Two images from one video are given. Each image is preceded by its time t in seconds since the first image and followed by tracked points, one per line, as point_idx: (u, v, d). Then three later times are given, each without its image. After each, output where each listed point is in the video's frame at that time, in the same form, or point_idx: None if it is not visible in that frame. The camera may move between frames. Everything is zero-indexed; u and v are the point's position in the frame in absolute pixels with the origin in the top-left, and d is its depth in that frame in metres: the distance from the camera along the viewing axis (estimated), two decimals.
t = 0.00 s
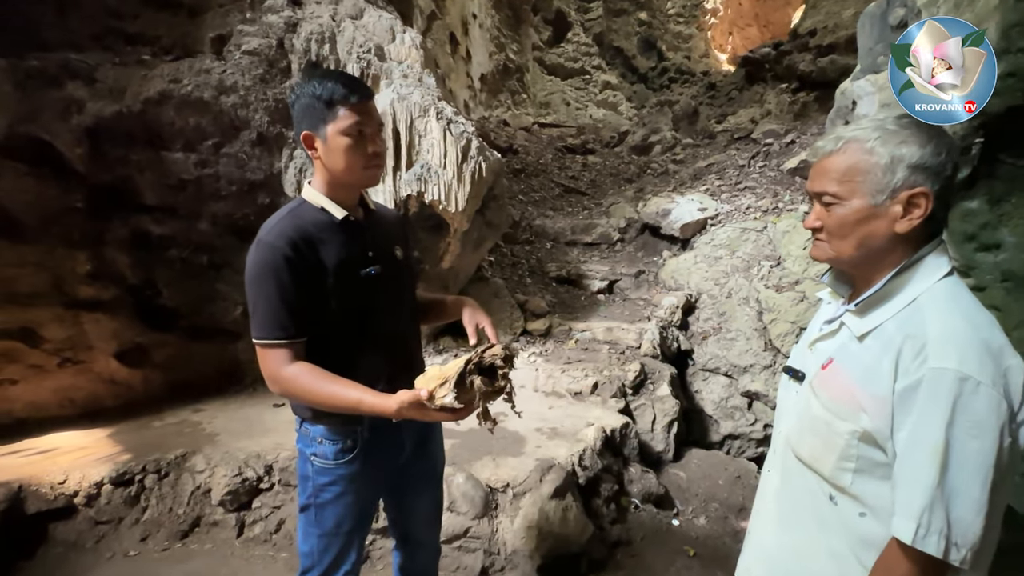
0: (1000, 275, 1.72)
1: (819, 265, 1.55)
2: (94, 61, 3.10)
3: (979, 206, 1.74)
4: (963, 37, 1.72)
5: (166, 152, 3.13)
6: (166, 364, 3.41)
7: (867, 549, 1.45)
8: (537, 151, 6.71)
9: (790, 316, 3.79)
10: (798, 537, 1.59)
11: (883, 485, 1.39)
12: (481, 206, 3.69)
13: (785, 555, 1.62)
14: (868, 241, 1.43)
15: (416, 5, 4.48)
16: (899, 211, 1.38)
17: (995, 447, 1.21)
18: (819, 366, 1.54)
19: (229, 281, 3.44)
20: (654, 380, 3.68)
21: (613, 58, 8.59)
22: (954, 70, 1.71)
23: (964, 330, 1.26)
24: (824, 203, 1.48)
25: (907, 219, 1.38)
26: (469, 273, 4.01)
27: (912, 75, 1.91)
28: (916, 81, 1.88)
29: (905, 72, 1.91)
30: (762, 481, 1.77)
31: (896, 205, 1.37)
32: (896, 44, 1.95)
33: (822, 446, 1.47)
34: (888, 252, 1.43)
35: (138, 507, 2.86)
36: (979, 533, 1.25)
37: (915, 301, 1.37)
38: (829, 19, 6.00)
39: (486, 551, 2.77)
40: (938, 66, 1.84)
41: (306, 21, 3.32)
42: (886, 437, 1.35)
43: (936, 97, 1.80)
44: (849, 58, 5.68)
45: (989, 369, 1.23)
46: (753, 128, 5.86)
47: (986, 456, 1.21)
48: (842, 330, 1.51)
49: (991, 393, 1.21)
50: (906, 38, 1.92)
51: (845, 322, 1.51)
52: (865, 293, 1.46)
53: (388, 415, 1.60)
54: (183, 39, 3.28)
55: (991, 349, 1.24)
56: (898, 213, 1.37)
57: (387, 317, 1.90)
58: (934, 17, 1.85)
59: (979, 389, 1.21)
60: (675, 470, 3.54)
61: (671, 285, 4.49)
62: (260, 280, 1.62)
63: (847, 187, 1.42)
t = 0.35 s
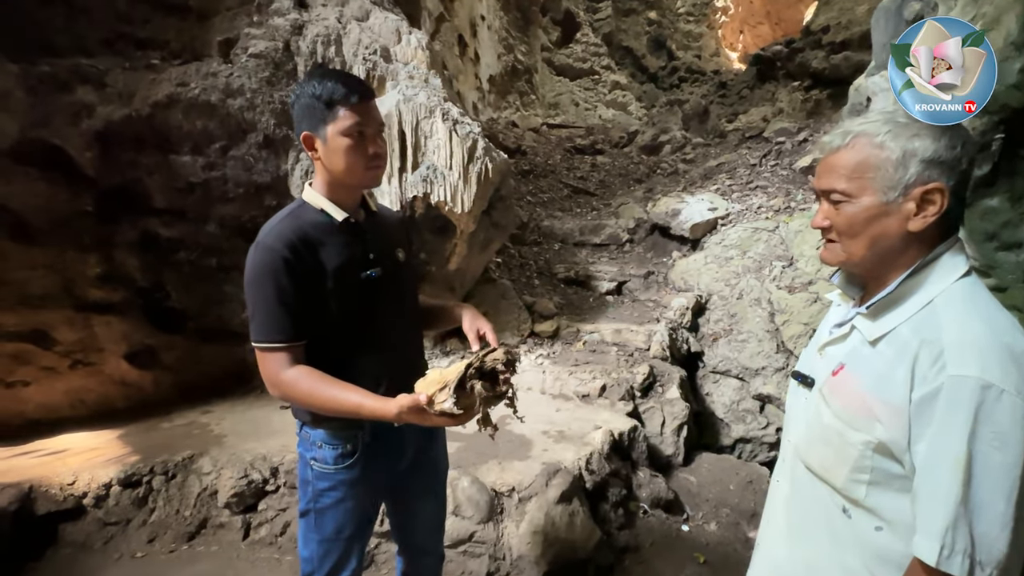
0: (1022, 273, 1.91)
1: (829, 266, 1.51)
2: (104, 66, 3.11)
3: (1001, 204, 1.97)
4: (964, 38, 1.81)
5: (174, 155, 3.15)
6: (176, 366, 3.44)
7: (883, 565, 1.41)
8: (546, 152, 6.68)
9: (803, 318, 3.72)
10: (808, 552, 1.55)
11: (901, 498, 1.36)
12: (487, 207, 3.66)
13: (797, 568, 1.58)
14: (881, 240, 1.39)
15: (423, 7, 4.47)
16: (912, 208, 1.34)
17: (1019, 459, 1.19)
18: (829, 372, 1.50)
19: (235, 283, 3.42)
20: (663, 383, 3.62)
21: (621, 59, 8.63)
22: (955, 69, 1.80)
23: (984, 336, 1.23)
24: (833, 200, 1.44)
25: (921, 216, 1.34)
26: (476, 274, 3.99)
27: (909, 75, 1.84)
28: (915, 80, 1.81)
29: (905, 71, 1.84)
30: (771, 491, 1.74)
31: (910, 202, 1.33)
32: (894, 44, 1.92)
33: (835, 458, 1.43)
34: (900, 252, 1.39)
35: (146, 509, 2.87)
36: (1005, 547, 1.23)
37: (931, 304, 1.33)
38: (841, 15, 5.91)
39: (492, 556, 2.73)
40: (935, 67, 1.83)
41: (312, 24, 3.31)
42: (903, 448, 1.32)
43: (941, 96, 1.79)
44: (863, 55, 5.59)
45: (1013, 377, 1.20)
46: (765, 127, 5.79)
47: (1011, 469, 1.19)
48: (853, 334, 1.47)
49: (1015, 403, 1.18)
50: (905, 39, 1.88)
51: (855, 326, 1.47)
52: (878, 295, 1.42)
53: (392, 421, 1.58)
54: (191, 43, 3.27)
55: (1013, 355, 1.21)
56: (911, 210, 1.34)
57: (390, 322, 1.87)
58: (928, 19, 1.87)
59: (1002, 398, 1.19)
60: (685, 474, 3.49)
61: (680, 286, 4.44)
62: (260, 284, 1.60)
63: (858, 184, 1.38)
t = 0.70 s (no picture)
0: None
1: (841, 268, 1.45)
2: (126, 73, 3.17)
3: None
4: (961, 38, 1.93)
5: (192, 160, 3.22)
6: (195, 366, 3.52)
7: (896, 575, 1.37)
8: (559, 153, 6.68)
9: (822, 320, 3.64)
10: (820, 561, 1.51)
11: (915, 508, 1.32)
12: (499, 209, 3.67)
13: None
14: (895, 241, 1.33)
15: (438, 12, 4.53)
16: (928, 207, 1.28)
17: None
18: (840, 377, 1.43)
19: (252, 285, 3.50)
20: (677, 386, 3.58)
21: (637, 59, 8.56)
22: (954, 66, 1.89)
23: (1004, 341, 1.17)
24: (845, 200, 1.38)
25: (938, 216, 1.27)
26: (489, 276, 4.01)
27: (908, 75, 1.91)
28: (915, 78, 1.89)
29: (905, 71, 1.91)
30: (781, 497, 1.69)
31: (925, 201, 1.27)
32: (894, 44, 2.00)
33: (847, 465, 1.38)
34: (916, 253, 1.34)
35: (164, 506, 2.94)
36: None
37: (947, 307, 1.27)
38: (863, 11, 5.87)
39: (502, 558, 2.74)
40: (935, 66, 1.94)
41: (326, 29, 3.36)
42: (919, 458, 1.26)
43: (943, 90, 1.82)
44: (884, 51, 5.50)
45: None
46: (783, 125, 5.73)
47: None
48: (865, 338, 1.41)
49: None
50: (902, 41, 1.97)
51: (868, 329, 1.41)
52: (891, 297, 1.36)
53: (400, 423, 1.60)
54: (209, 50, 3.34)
55: None
56: (927, 209, 1.27)
57: (396, 324, 1.87)
58: (928, 20, 2.01)
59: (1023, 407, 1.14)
60: (700, 478, 3.45)
61: (696, 287, 4.40)
62: (268, 289, 1.62)
63: (871, 182, 1.32)
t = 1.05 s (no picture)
0: None
1: (827, 270, 1.43)
2: (149, 83, 3.31)
3: None
4: (961, 38, 2.21)
5: (211, 165, 3.35)
6: (214, 365, 3.66)
7: None
8: (573, 155, 6.68)
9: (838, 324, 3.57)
10: (806, 561, 1.48)
11: (898, 509, 1.29)
12: (509, 212, 3.70)
13: None
14: (878, 244, 1.31)
15: (452, 17, 4.62)
16: (909, 209, 1.26)
17: (1017, 470, 1.11)
18: (828, 378, 1.42)
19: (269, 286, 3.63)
20: (688, 388, 3.57)
21: (654, 59, 8.48)
22: (957, 68, 2.18)
23: (982, 340, 1.14)
24: (828, 202, 1.37)
25: (919, 217, 1.26)
26: (500, 278, 4.05)
27: (913, 75, 2.16)
28: (916, 81, 2.13)
29: (907, 72, 2.16)
30: (772, 498, 1.66)
31: (906, 203, 1.26)
32: (896, 46, 2.25)
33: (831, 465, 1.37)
34: (900, 255, 1.32)
35: (183, 500, 3.05)
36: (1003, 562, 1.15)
37: (931, 309, 1.25)
38: (886, 6, 5.68)
39: (507, 557, 2.74)
40: (937, 67, 2.18)
41: (339, 37, 3.44)
42: (899, 457, 1.24)
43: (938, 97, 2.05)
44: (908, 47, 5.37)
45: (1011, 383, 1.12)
46: (802, 124, 5.66)
47: (1008, 480, 1.11)
48: (853, 338, 1.39)
49: (1012, 411, 1.10)
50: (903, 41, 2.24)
51: (856, 329, 1.39)
52: (876, 299, 1.35)
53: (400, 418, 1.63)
54: (228, 58, 3.46)
55: (1013, 360, 1.13)
56: (908, 211, 1.26)
57: (397, 326, 1.90)
58: (928, 21, 2.28)
59: (999, 406, 1.11)
60: (710, 482, 3.44)
61: (709, 289, 4.35)
62: (276, 290, 1.65)
63: (852, 184, 1.31)
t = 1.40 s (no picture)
0: None
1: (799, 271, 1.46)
2: (168, 91, 3.45)
3: None
4: (961, 38, 2.75)
5: (227, 170, 3.49)
6: (230, 364, 3.81)
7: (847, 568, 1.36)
8: (584, 158, 6.75)
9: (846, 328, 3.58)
10: (780, 552, 1.50)
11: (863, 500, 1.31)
12: (517, 214, 3.78)
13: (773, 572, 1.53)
14: (844, 246, 1.34)
15: (465, 21, 4.93)
16: (872, 212, 1.29)
17: (967, 462, 1.12)
18: (799, 375, 1.46)
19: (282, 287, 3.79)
20: (692, 389, 3.61)
21: (666, 60, 8.51)
22: (960, 64, 2.76)
23: (933, 337, 1.18)
24: (797, 206, 1.39)
25: (881, 220, 1.29)
26: (508, 280, 4.13)
27: (912, 74, 2.99)
28: (916, 80, 2.96)
29: (907, 71, 3.01)
30: (753, 492, 1.69)
31: (868, 206, 1.28)
32: (899, 48, 3.01)
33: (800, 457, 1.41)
34: (865, 256, 1.34)
35: (199, 493, 3.16)
36: (957, 552, 1.16)
37: (892, 307, 1.28)
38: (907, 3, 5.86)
39: (509, 552, 2.77)
40: (936, 67, 2.90)
41: (350, 45, 3.53)
42: (861, 450, 1.28)
43: (931, 98, 2.91)
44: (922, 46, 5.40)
45: (961, 378, 1.14)
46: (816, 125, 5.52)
47: (958, 472, 1.13)
48: (824, 336, 1.43)
49: (962, 405, 1.13)
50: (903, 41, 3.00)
51: (827, 327, 1.42)
52: (846, 298, 1.38)
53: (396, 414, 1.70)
54: (244, 67, 3.62)
55: (964, 356, 1.16)
56: (871, 214, 1.28)
57: (398, 322, 1.95)
58: (933, 22, 2.88)
59: (948, 399, 1.13)
60: (715, 483, 3.44)
61: (717, 290, 4.47)
62: (278, 289, 1.73)
63: (817, 189, 1.33)
